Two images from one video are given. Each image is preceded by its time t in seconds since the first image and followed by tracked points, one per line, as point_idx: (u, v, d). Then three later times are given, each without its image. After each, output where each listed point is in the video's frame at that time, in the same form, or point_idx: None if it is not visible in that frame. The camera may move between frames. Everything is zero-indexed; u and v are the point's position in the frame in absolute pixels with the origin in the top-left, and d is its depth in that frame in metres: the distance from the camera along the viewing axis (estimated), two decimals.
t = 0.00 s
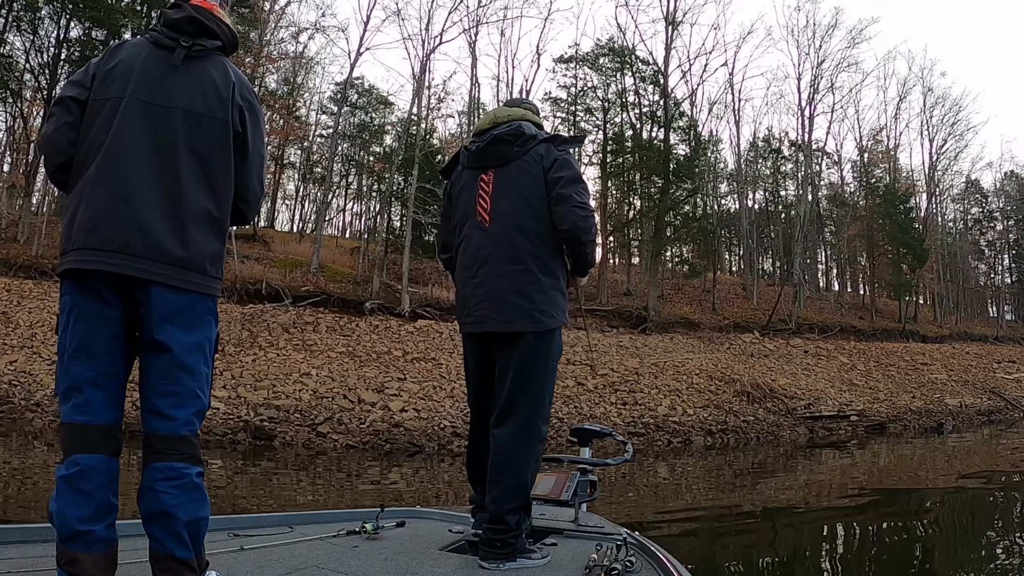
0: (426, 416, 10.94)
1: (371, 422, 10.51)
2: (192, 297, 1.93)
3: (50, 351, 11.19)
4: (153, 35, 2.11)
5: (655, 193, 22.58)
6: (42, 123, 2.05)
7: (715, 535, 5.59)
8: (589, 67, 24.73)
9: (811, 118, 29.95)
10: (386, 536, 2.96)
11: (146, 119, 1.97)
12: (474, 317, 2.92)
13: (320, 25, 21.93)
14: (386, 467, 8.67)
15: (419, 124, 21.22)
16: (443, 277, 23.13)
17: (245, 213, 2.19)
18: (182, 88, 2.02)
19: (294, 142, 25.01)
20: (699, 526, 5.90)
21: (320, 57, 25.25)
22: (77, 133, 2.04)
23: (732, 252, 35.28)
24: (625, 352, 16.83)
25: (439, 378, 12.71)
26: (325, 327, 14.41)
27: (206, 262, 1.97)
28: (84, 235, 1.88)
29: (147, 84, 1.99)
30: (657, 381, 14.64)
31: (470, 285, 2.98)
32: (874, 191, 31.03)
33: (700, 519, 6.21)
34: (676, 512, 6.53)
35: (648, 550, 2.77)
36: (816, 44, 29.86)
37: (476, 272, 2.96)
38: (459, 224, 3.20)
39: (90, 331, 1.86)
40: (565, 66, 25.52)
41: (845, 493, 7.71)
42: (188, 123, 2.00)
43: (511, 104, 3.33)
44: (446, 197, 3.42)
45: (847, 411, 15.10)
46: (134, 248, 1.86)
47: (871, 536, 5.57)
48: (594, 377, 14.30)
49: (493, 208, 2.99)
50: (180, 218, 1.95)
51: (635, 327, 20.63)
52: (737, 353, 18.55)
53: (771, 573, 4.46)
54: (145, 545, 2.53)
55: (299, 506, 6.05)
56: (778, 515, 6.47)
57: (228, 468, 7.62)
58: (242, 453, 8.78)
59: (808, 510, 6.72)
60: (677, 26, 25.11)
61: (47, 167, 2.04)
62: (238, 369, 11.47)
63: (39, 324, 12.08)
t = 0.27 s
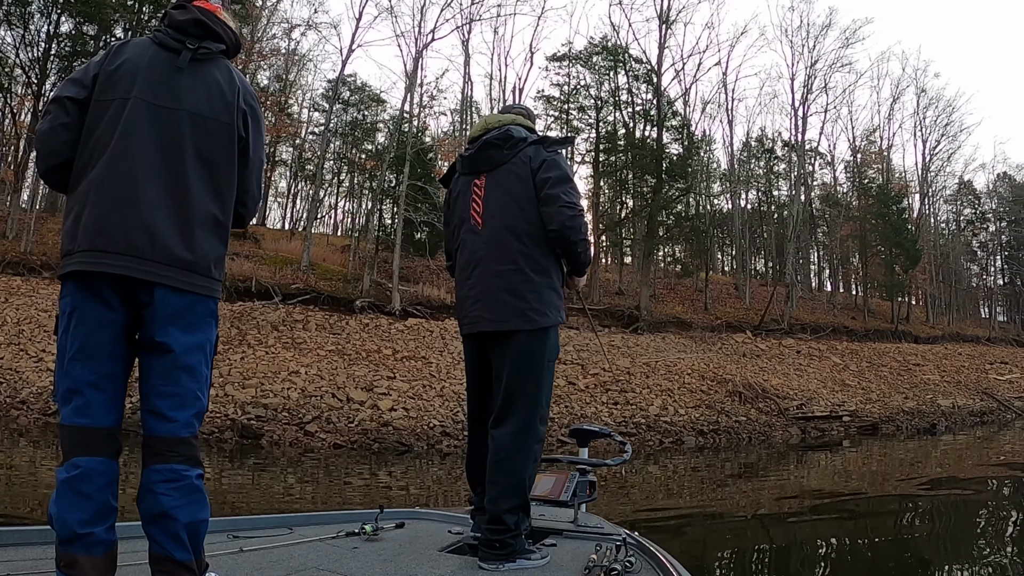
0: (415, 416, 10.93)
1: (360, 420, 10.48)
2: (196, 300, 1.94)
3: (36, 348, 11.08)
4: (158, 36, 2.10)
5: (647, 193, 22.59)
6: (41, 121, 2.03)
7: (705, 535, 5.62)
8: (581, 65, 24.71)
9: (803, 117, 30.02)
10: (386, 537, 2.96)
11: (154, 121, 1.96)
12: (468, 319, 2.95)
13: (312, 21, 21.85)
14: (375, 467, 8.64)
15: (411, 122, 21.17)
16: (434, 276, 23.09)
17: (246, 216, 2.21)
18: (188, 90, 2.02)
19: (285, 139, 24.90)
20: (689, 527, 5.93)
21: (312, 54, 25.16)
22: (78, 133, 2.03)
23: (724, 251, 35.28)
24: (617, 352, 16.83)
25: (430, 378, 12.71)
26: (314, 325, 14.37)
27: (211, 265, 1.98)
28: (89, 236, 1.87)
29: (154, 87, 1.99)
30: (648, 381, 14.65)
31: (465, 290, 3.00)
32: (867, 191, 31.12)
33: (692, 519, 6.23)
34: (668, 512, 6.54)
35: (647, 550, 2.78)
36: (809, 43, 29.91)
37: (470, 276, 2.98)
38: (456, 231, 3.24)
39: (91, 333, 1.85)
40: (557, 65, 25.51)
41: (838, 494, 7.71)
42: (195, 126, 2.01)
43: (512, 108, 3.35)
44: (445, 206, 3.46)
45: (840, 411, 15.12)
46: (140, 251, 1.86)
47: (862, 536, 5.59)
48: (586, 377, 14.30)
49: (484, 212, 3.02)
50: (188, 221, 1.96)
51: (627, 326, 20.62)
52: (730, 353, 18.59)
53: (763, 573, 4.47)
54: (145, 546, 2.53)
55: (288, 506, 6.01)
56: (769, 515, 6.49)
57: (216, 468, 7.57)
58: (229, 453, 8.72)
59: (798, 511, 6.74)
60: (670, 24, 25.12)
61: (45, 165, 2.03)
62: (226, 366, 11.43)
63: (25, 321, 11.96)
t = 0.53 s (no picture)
0: (404, 414, 10.93)
1: (352, 420, 10.45)
2: (199, 302, 1.94)
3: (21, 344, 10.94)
4: (160, 36, 2.09)
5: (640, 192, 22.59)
6: (40, 119, 2.01)
7: (696, 536, 5.62)
8: (573, 62, 24.68)
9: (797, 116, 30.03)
10: (386, 538, 2.96)
11: (160, 124, 1.96)
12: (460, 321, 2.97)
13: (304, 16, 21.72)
14: (363, 466, 8.62)
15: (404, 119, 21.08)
16: (425, 274, 23.05)
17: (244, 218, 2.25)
18: (193, 94, 2.03)
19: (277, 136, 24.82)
20: (681, 527, 5.93)
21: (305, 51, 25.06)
22: (79, 132, 2.02)
23: (716, 250, 35.27)
24: (609, 351, 16.83)
25: (420, 376, 12.70)
26: (304, 322, 14.31)
27: (215, 267, 2.00)
28: (94, 237, 1.86)
29: (160, 88, 1.99)
30: (641, 381, 14.66)
31: (457, 294, 3.04)
32: (860, 191, 31.24)
33: (684, 520, 6.23)
34: (660, 513, 6.54)
35: (646, 550, 2.79)
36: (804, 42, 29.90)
37: (462, 278, 3.01)
38: (452, 237, 3.28)
39: (92, 335, 1.83)
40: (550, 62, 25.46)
41: (831, 495, 7.71)
42: (200, 130, 2.02)
43: (512, 113, 3.38)
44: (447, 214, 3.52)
45: (832, 412, 15.17)
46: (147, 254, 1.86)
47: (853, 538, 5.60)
48: (577, 376, 14.29)
49: (475, 215, 3.04)
50: (194, 224, 1.97)
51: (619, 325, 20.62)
52: (722, 353, 18.62)
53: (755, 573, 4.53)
54: (144, 548, 2.52)
55: (276, 504, 5.98)
56: (761, 516, 6.50)
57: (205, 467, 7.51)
58: (217, 451, 8.67)
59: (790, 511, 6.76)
60: (664, 22, 25.10)
61: (45, 164, 2.03)
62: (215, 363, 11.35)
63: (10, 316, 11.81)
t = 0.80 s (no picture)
0: (393, 413, 10.94)
1: (343, 420, 10.43)
2: (197, 303, 1.94)
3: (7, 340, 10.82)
4: (161, 37, 2.09)
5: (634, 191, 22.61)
6: (39, 119, 2.01)
7: (690, 537, 5.62)
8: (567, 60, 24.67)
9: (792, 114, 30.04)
10: (385, 538, 2.96)
11: (160, 125, 1.96)
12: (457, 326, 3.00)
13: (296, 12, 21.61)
14: (352, 465, 8.61)
15: (396, 116, 21.02)
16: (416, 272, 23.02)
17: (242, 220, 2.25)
18: (193, 96, 2.03)
19: (268, 133, 24.72)
20: (674, 528, 5.93)
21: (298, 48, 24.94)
22: (77, 133, 2.02)
23: (708, 249, 35.21)
24: (601, 350, 16.82)
25: (410, 374, 12.69)
26: (294, 319, 14.28)
27: (213, 269, 2.00)
28: (92, 237, 1.86)
29: (160, 89, 1.99)
30: (633, 380, 14.66)
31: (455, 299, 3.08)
32: (854, 190, 31.31)
33: (676, 520, 6.22)
34: (652, 513, 6.54)
35: (646, 550, 2.79)
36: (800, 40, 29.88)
37: (459, 282, 3.05)
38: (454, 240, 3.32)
39: (90, 337, 1.83)
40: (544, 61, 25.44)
41: (825, 496, 7.71)
42: (199, 132, 2.02)
43: (504, 110, 3.34)
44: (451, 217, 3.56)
45: (825, 413, 15.19)
46: (146, 255, 1.86)
47: (847, 539, 5.61)
48: (569, 376, 14.27)
49: (470, 219, 3.07)
50: (193, 226, 1.97)
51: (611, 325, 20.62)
52: (714, 352, 18.63)
53: (748, 573, 4.57)
54: (144, 549, 2.52)
55: (262, 504, 5.94)
56: (754, 517, 6.49)
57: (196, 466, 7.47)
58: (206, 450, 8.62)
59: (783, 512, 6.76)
60: (659, 21, 25.10)
61: (42, 163, 2.02)
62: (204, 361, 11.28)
63: None
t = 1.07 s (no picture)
0: (383, 414, 10.94)
1: (327, 418, 10.42)
2: (192, 303, 1.94)
3: None
4: (159, 36, 2.09)
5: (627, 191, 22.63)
6: (37, 118, 2.01)
7: (683, 538, 5.62)
8: (558, 59, 24.67)
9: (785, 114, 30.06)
10: (385, 538, 2.96)
11: (156, 125, 1.96)
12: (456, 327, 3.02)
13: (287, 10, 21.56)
14: (341, 466, 8.60)
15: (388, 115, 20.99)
16: (407, 271, 23.02)
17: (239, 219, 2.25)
18: (190, 96, 2.02)
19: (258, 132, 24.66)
20: (667, 529, 5.92)
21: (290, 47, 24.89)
22: (74, 133, 2.02)
23: (701, 249, 35.18)
24: (594, 351, 16.82)
25: (400, 374, 12.69)
26: (283, 319, 14.27)
27: (209, 269, 1.99)
28: (88, 236, 1.85)
29: (156, 89, 1.98)
30: (625, 381, 14.66)
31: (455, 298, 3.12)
32: (847, 191, 31.37)
33: (669, 521, 6.22)
34: (645, 513, 6.53)
35: (645, 550, 2.79)
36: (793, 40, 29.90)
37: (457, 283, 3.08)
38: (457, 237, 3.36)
39: (87, 337, 1.83)
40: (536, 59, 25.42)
41: (818, 497, 7.71)
42: (197, 131, 2.02)
43: (507, 104, 3.31)
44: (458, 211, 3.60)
45: (818, 413, 15.21)
46: (142, 255, 1.85)
47: (840, 540, 5.61)
48: (561, 376, 14.26)
49: (467, 218, 3.10)
50: (189, 226, 1.97)
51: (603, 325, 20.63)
52: (707, 353, 18.64)
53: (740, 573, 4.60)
54: (143, 549, 2.52)
55: (250, 505, 5.92)
56: (747, 517, 6.50)
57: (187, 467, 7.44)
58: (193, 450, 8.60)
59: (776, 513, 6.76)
60: (651, 20, 25.11)
61: (40, 162, 2.03)
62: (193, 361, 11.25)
63: None
